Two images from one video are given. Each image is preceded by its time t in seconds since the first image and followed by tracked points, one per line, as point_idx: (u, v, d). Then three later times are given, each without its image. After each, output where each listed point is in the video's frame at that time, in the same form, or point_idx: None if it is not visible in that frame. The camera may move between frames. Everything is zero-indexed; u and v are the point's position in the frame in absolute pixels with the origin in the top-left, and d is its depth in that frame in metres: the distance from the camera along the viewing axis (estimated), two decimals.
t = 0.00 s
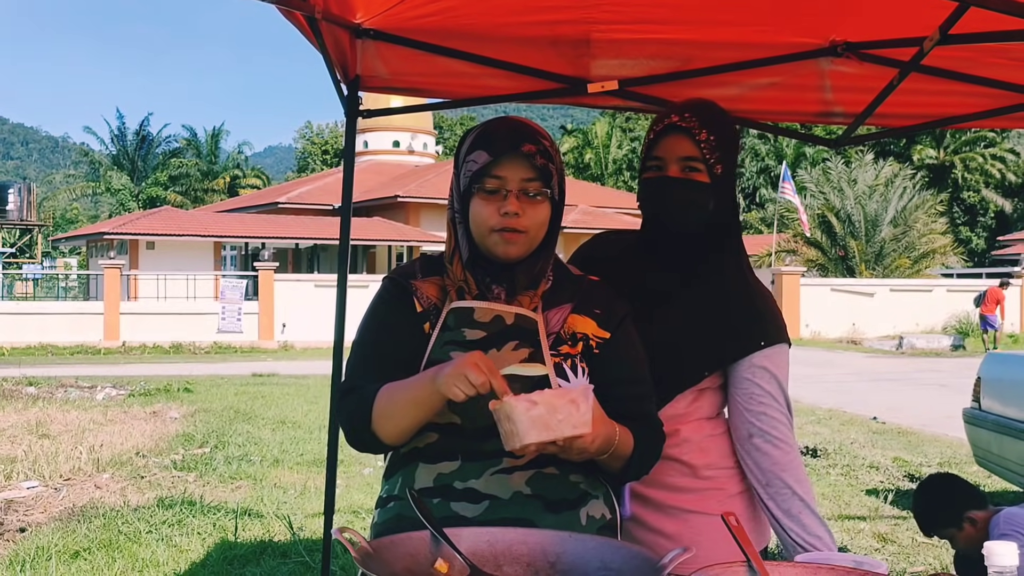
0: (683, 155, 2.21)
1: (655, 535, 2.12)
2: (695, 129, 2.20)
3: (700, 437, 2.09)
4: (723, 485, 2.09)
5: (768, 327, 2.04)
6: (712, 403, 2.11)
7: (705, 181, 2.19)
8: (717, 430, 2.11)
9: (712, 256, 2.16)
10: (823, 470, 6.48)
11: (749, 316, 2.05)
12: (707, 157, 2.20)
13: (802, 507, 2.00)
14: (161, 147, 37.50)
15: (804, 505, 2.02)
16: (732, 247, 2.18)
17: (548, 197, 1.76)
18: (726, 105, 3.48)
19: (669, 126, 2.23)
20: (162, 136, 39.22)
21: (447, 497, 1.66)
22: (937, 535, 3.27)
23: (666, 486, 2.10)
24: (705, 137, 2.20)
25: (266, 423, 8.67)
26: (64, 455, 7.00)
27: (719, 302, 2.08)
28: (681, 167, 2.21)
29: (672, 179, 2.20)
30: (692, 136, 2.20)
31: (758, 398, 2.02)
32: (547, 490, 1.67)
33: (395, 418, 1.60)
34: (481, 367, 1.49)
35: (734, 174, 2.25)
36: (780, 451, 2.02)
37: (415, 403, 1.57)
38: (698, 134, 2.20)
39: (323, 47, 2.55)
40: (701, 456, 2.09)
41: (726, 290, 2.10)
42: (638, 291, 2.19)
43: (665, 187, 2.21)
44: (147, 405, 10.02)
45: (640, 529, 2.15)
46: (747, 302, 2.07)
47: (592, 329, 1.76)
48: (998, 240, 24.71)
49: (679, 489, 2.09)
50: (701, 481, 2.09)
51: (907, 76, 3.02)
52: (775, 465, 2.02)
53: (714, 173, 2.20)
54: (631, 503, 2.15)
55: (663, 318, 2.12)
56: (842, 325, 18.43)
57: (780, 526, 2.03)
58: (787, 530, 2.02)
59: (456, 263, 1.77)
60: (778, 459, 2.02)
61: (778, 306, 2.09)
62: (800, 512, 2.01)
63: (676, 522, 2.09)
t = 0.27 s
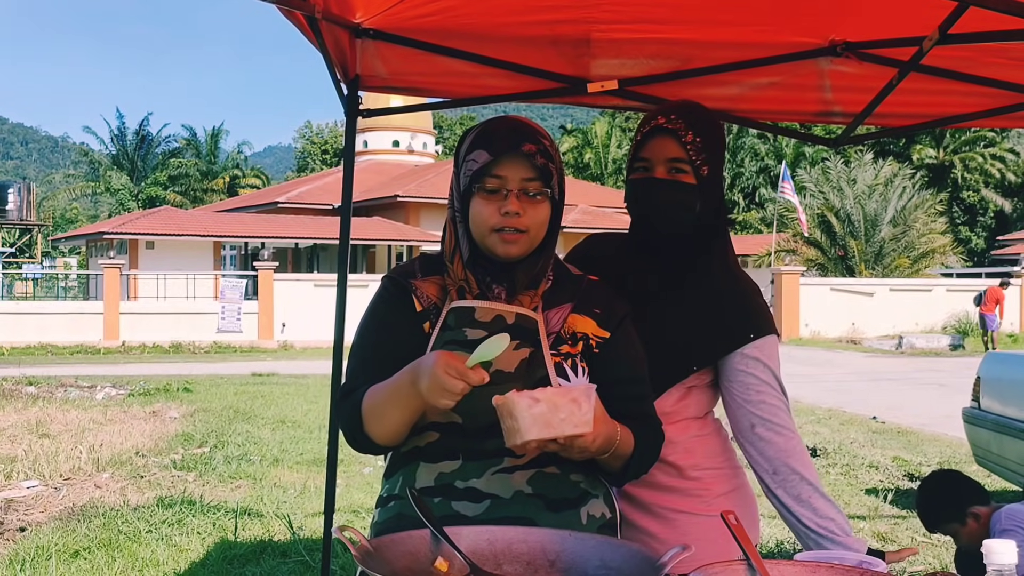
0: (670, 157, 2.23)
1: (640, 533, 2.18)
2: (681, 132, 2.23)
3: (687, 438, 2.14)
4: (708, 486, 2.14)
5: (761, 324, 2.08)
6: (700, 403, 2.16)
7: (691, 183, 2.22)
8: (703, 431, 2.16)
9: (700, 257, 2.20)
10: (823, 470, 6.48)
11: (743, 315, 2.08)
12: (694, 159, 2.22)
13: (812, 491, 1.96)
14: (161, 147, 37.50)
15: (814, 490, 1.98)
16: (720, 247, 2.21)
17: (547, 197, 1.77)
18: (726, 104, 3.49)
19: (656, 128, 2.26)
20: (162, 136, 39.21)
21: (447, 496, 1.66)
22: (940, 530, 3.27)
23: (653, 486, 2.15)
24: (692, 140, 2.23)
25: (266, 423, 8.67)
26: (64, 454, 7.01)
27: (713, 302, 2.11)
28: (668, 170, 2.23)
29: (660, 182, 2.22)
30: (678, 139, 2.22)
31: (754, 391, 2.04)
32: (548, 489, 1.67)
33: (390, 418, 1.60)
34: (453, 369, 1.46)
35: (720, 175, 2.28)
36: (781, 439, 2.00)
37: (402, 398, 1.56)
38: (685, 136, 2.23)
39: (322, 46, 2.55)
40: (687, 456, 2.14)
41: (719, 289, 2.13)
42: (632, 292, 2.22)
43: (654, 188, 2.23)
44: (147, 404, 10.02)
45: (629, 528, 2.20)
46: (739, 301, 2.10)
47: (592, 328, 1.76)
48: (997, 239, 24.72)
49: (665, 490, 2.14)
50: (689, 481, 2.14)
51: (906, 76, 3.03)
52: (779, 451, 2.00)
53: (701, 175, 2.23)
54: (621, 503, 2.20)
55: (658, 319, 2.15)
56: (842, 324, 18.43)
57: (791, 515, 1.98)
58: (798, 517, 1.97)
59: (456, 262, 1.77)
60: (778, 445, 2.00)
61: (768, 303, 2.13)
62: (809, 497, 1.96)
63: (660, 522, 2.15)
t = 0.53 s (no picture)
0: (664, 159, 2.23)
1: (634, 533, 2.18)
2: (676, 134, 2.23)
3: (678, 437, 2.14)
4: (701, 484, 2.15)
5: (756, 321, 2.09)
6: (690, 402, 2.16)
7: (686, 185, 2.22)
8: (694, 429, 2.17)
9: (695, 257, 2.21)
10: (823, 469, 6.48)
11: (739, 312, 2.09)
12: (688, 161, 2.23)
13: (820, 482, 1.98)
14: (161, 146, 37.51)
15: (821, 482, 2.00)
16: (714, 247, 2.23)
17: (544, 194, 1.77)
18: (725, 103, 3.49)
19: (650, 129, 2.26)
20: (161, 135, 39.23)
21: (445, 495, 1.66)
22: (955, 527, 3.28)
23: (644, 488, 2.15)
24: (686, 141, 2.23)
25: (266, 422, 8.68)
26: (64, 453, 7.02)
27: (709, 299, 2.12)
28: (662, 171, 2.23)
29: (654, 184, 2.23)
30: (673, 140, 2.22)
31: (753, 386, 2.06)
32: (546, 488, 1.67)
33: (389, 418, 1.60)
34: (460, 377, 1.45)
35: (714, 177, 2.29)
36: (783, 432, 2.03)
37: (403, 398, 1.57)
38: (680, 138, 2.23)
39: (323, 45, 2.56)
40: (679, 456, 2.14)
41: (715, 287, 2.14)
42: (629, 291, 2.22)
43: (648, 190, 2.24)
44: (147, 403, 10.03)
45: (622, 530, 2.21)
46: (734, 298, 2.12)
47: (590, 327, 1.76)
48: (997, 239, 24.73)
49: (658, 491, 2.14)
50: (681, 480, 2.14)
51: (907, 75, 3.03)
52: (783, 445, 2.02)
53: (694, 177, 2.24)
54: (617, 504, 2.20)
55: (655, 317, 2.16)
56: (842, 324, 18.42)
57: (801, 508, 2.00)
58: (808, 510, 1.98)
59: (455, 261, 1.77)
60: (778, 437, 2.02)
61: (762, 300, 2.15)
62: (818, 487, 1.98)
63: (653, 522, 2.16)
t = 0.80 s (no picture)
0: (664, 162, 2.23)
1: (633, 534, 2.18)
2: (677, 138, 2.23)
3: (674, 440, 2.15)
4: (698, 485, 2.17)
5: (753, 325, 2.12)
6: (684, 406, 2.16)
7: (686, 189, 2.22)
8: (689, 432, 2.17)
9: (696, 260, 2.22)
10: (823, 469, 6.49)
11: (738, 314, 2.11)
12: (689, 165, 2.23)
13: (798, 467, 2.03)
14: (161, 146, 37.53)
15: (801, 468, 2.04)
16: (714, 250, 2.24)
17: (544, 193, 1.77)
18: (726, 103, 3.49)
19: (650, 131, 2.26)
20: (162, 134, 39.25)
21: (446, 494, 1.66)
22: (964, 523, 3.29)
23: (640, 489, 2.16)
24: (687, 146, 2.23)
25: (266, 421, 8.69)
26: (64, 452, 7.03)
27: (708, 302, 2.14)
28: (663, 174, 2.23)
29: (654, 187, 2.23)
30: (674, 144, 2.22)
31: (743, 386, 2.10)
32: (547, 487, 1.68)
33: (391, 417, 1.61)
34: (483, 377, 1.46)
35: (715, 181, 2.29)
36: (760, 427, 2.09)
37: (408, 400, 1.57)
38: (680, 142, 2.23)
39: (324, 45, 2.56)
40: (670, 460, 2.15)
41: (714, 289, 2.17)
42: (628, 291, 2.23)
43: (649, 193, 2.23)
44: (148, 403, 10.04)
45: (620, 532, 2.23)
46: (731, 301, 2.14)
47: (590, 325, 1.76)
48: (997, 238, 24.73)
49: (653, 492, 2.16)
50: (677, 482, 2.15)
51: (907, 75, 3.03)
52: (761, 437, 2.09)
53: (696, 181, 2.24)
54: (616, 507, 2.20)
55: (656, 316, 2.17)
56: (842, 323, 18.42)
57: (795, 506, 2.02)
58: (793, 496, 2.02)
59: (455, 260, 1.77)
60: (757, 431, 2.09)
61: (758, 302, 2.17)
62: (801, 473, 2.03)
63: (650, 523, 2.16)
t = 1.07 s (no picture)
0: (667, 165, 2.23)
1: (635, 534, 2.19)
2: (680, 141, 2.23)
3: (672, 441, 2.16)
4: (696, 486, 2.17)
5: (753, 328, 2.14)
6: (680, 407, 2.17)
7: (688, 192, 2.23)
8: (688, 432, 2.18)
9: (697, 261, 2.23)
10: (822, 469, 6.49)
11: (737, 316, 2.13)
12: (692, 169, 2.23)
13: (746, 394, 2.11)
14: (160, 145, 37.51)
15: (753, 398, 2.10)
16: (714, 253, 2.25)
17: (544, 190, 1.77)
18: (725, 103, 3.49)
19: (652, 133, 2.27)
20: (161, 134, 39.25)
21: (447, 493, 1.67)
22: (960, 525, 3.30)
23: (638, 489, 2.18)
24: (690, 149, 2.23)
25: (266, 421, 8.69)
26: (64, 452, 7.03)
27: (707, 304, 2.15)
28: (665, 177, 2.23)
29: (656, 189, 2.23)
30: (677, 147, 2.22)
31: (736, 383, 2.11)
32: (547, 486, 1.68)
33: (387, 414, 1.62)
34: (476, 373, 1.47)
35: (717, 186, 2.30)
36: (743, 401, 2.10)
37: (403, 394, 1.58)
38: (683, 145, 2.23)
39: (324, 45, 2.57)
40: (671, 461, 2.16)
41: (715, 290, 2.18)
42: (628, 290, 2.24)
43: (650, 195, 2.23)
44: (147, 402, 10.04)
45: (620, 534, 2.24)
46: (731, 303, 2.16)
47: (590, 324, 1.77)
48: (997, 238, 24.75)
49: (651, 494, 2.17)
50: (674, 482, 2.16)
51: (907, 75, 3.04)
52: (749, 414, 2.09)
53: (697, 184, 2.24)
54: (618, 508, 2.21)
55: (655, 315, 2.18)
56: (841, 323, 18.41)
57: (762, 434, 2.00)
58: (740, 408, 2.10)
59: (456, 258, 1.78)
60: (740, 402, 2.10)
61: (756, 304, 2.18)
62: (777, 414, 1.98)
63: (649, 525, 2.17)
